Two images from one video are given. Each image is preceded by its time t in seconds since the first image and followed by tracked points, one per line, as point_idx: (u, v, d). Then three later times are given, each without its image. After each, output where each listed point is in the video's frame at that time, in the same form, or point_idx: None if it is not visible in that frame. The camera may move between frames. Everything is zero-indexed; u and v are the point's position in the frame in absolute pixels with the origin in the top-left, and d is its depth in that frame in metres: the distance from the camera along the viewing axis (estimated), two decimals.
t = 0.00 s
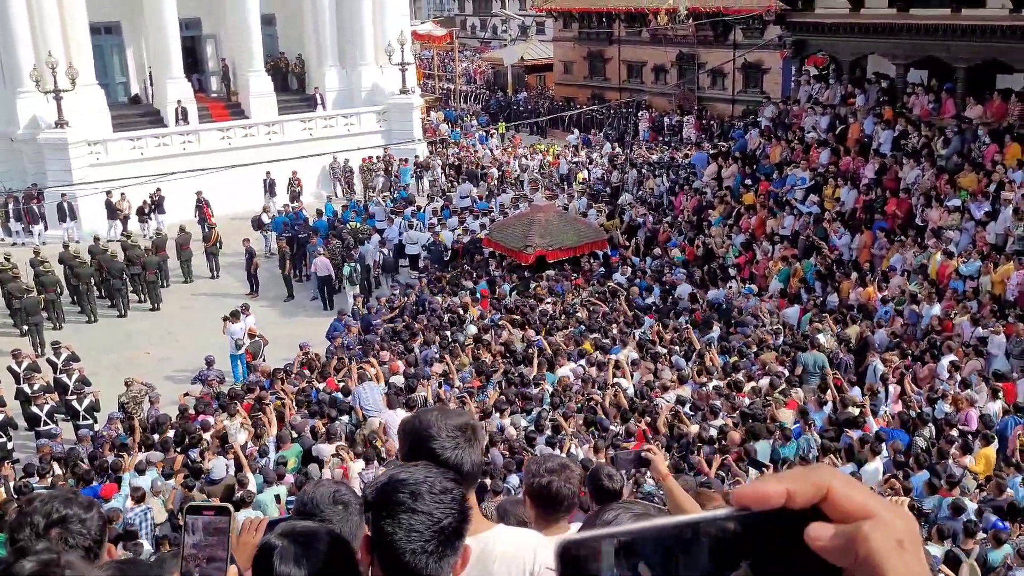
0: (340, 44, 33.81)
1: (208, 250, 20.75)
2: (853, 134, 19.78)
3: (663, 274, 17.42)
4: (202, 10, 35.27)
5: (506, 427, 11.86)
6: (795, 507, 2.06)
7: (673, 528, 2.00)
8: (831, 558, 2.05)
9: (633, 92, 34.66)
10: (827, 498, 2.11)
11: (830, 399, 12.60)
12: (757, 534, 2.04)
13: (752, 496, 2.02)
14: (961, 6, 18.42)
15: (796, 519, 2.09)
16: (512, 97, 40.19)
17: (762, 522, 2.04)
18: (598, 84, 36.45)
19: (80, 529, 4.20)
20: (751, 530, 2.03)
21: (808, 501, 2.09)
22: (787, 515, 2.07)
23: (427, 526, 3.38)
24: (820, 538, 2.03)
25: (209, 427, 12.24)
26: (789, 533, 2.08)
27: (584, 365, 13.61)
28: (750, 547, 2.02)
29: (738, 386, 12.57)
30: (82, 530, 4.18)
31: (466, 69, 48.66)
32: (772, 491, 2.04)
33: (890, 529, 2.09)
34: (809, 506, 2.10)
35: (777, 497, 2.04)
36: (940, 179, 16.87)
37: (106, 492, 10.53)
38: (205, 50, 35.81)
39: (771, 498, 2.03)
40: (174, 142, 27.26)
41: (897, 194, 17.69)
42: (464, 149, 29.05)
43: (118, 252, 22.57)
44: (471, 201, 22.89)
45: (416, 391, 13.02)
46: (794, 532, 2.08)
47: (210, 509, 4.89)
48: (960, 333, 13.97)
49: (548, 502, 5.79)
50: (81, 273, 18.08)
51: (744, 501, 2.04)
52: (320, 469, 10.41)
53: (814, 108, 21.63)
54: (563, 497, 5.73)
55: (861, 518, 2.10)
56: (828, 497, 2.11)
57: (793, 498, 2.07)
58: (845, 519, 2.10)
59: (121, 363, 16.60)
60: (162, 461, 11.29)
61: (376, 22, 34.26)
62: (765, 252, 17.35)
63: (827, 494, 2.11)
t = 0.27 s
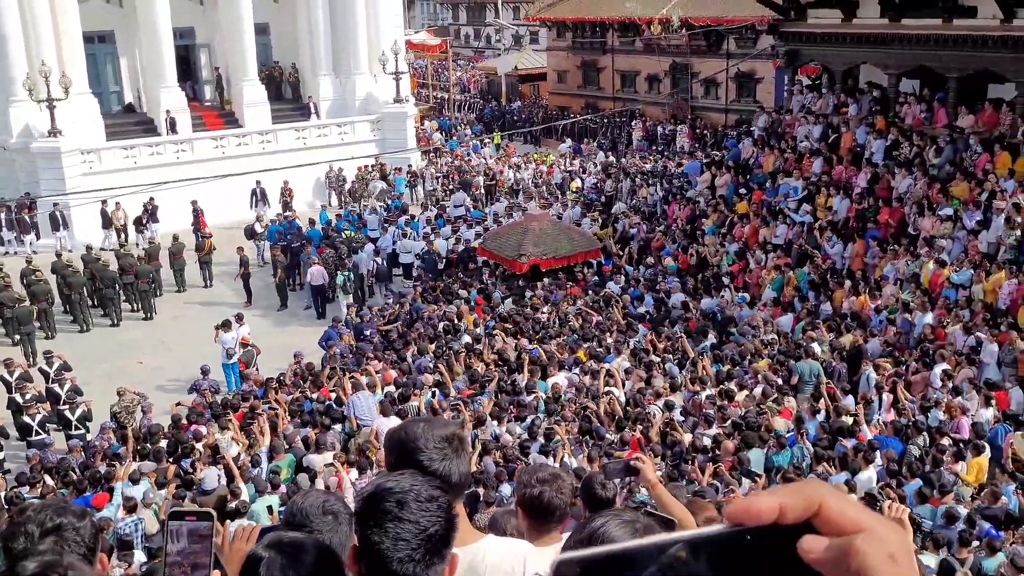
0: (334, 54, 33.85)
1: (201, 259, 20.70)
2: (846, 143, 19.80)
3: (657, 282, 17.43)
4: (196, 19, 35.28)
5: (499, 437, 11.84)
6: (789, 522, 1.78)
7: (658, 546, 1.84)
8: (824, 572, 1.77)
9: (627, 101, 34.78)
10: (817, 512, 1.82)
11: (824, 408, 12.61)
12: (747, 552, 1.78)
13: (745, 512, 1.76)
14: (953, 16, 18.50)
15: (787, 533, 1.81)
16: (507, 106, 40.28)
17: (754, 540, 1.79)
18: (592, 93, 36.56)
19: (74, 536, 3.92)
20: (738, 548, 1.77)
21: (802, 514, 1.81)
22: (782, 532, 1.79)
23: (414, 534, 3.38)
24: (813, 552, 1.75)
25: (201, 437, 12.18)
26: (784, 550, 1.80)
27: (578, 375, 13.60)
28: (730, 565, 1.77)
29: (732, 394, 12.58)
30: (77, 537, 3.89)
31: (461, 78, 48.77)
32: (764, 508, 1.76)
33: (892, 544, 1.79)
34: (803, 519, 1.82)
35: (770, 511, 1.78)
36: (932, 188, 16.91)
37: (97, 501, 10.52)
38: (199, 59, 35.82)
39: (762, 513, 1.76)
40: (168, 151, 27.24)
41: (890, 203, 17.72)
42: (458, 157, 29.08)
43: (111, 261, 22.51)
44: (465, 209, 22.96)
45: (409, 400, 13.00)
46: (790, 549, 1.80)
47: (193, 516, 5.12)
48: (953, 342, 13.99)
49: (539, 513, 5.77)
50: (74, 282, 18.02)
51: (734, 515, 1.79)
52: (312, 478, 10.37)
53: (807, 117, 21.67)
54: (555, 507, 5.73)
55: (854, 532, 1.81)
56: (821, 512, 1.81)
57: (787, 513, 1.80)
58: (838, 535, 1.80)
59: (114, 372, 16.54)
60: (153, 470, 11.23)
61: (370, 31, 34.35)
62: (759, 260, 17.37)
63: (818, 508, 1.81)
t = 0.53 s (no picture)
0: (330, 62, 33.89)
1: (197, 268, 20.69)
2: (841, 150, 19.84)
3: (653, 290, 17.44)
4: (191, 29, 35.31)
5: (496, 445, 11.83)
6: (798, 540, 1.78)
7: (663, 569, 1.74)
8: None
9: (622, 109, 34.87)
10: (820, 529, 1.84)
11: (821, 416, 12.61)
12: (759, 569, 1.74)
13: (758, 529, 1.75)
14: (946, 23, 18.58)
15: (796, 552, 1.80)
16: (503, 114, 40.36)
17: (765, 560, 1.75)
18: (588, 101, 36.63)
19: (66, 545, 3.94)
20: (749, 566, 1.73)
21: (810, 533, 1.82)
22: (791, 550, 1.79)
23: (407, 540, 3.36)
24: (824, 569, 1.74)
25: (197, 446, 12.15)
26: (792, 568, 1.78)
27: (574, 383, 13.60)
28: None
29: (729, 402, 12.59)
30: (70, 546, 3.92)
31: (457, 86, 48.86)
32: (774, 524, 1.77)
33: (896, 560, 1.79)
34: (810, 538, 1.83)
35: (779, 528, 1.77)
36: (927, 195, 16.94)
37: (92, 510, 10.49)
38: (195, 68, 35.85)
39: (773, 529, 1.76)
40: (164, 160, 27.24)
41: (885, 210, 17.76)
42: (454, 166, 29.11)
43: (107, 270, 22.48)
44: (461, 217, 22.98)
45: (405, 408, 12.99)
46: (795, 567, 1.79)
47: (187, 514, 5.41)
48: (949, 348, 14.01)
49: (536, 521, 5.75)
50: (69, 291, 18.00)
51: (740, 533, 1.76)
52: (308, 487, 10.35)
53: (802, 124, 21.72)
54: (551, 516, 5.70)
55: (861, 549, 1.83)
56: (828, 529, 1.83)
57: (795, 530, 1.80)
58: (845, 552, 1.82)
59: (110, 381, 16.50)
60: (149, 479, 11.21)
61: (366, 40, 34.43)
62: (755, 268, 17.39)
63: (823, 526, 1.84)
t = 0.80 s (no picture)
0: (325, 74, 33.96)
1: (193, 280, 20.68)
2: (836, 158, 19.89)
3: (649, 300, 17.46)
4: (187, 41, 35.37)
5: (493, 455, 11.82)
6: (780, 556, 2.13)
7: None
8: None
9: (618, 119, 34.96)
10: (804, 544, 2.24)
11: (818, 424, 12.62)
12: None
13: (745, 547, 2.10)
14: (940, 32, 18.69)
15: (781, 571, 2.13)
16: (498, 124, 40.45)
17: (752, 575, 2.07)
18: (583, 111, 36.68)
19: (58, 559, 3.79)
20: None
21: (792, 552, 2.17)
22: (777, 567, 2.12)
23: (397, 549, 3.56)
24: None
25: (194, 459, 12.13)
26: None
27: (572, 393, 13.60)
28: None
29: (727, 411, 12.62)
30: (62, 558, 3.78)
31: (452, 96, 48.95)
32: (759, 543, 2.12)
33: None
34: (795, 556, 2.18)
35: (762, 548, 2.12)
36: (922, 203, 16.99)
37: (88, 523, 10.45)
38: (190, 80, 35.90)
39: (757, 548, 2.10)
40: (160, 172, 27.28)
41: (880, 218, 17.81)
42: (450, 176, 29.16)
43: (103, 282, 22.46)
44: (457, 228, 23.01)
45: (402, 420, 12.98)
46: None
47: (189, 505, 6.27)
48: (945, 356, 14.04)
49: (532, 534, 5.72)
50: (66, 304, 17.98)
51: (728, 553, 2.10)
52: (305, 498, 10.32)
53: (797, 133, 21.78)
54: (547, 527, 5.69)
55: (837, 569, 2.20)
56: (809, 548, 2.20)
57: (778, 549, 2.15)
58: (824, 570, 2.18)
59: (107, 394, 16.47)
60: (146, 492, 11.18)
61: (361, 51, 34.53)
62: (751, 276, 17.39)
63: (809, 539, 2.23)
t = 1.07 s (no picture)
0: (311, 81, 33.91)
1: (180, 289, 20.60)
2: (821, 161, 19.95)
3: (637, 304, 17.48)
4: (171, 49, 35.27)
5: (482, 462, 11.81)
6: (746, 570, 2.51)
7: None
8: None
9: (604, 124, 35.05)
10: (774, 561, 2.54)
11: (806, 427, 12.66)
12: None
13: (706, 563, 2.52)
14: (922, 35, 18.83)
15: None
16: (485, 130, 40.47)
17: None
18: (569, 116, 36.75)
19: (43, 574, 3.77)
20: None
21: (762, 564, 2.51)
22: None
23: (383, 559, 3.70)
24: None
25: (182, 470, 12.07)
26: None
27: (560, 399, 13.60)
28: None
29: (716, 414, 12.65)
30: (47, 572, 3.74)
31: (438, 103, 48.96)
32: (723, 559, 2.52)
33: None
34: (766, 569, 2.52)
35: (730, 564, 2.52)
36: (906, 205, 17.08)
37: (73, 534, 10.35)
38: (175, 88, 35.80)
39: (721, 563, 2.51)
40: (144, 181, 27.19)
41: (865, 220, 17.90)
42: (437, 183, 29.16)
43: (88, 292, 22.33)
44: (444, 234, 23.01)
45: (391, 427, 12.95)
46: None
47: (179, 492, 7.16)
48: (932, 357, 14.11)
49: (519, 541, 5.73)
50: (51, 315, 17.88)
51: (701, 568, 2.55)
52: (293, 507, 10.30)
53: (782, 136, 21.87)
54: (534, 535, 5.68)
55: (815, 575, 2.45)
56: (780, 561, 2.51)
57: (746, 563, 2.52)
58: None
59: (93, 405, 16.37)
60: (134, 504, 11.12)
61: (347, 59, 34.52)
62: (738, 280, 17.45)
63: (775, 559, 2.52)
